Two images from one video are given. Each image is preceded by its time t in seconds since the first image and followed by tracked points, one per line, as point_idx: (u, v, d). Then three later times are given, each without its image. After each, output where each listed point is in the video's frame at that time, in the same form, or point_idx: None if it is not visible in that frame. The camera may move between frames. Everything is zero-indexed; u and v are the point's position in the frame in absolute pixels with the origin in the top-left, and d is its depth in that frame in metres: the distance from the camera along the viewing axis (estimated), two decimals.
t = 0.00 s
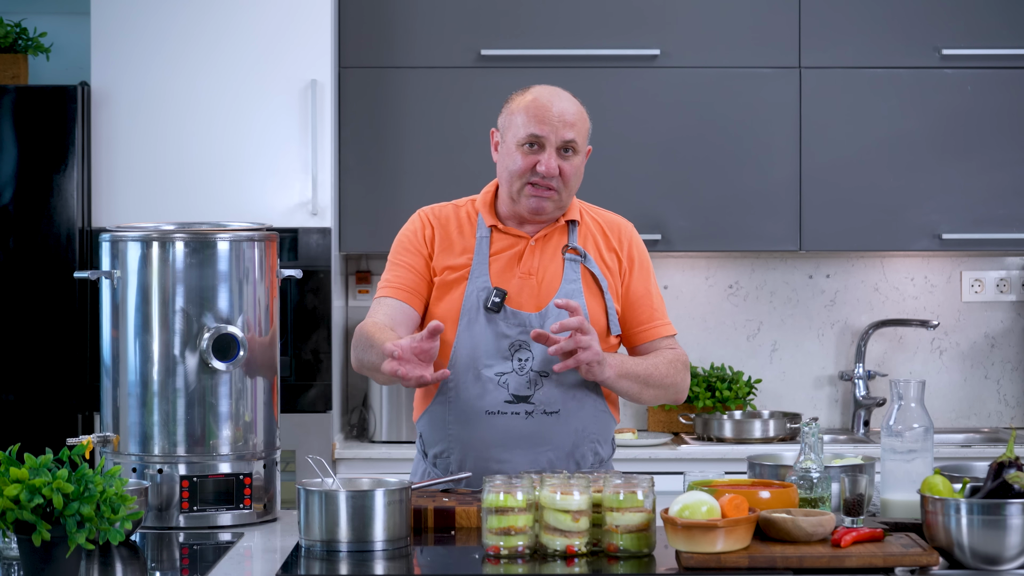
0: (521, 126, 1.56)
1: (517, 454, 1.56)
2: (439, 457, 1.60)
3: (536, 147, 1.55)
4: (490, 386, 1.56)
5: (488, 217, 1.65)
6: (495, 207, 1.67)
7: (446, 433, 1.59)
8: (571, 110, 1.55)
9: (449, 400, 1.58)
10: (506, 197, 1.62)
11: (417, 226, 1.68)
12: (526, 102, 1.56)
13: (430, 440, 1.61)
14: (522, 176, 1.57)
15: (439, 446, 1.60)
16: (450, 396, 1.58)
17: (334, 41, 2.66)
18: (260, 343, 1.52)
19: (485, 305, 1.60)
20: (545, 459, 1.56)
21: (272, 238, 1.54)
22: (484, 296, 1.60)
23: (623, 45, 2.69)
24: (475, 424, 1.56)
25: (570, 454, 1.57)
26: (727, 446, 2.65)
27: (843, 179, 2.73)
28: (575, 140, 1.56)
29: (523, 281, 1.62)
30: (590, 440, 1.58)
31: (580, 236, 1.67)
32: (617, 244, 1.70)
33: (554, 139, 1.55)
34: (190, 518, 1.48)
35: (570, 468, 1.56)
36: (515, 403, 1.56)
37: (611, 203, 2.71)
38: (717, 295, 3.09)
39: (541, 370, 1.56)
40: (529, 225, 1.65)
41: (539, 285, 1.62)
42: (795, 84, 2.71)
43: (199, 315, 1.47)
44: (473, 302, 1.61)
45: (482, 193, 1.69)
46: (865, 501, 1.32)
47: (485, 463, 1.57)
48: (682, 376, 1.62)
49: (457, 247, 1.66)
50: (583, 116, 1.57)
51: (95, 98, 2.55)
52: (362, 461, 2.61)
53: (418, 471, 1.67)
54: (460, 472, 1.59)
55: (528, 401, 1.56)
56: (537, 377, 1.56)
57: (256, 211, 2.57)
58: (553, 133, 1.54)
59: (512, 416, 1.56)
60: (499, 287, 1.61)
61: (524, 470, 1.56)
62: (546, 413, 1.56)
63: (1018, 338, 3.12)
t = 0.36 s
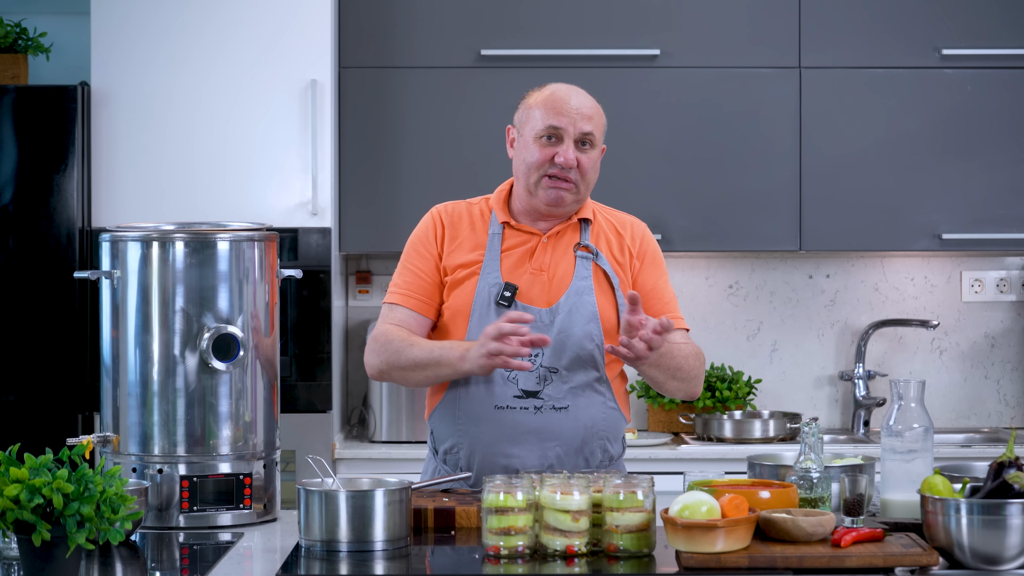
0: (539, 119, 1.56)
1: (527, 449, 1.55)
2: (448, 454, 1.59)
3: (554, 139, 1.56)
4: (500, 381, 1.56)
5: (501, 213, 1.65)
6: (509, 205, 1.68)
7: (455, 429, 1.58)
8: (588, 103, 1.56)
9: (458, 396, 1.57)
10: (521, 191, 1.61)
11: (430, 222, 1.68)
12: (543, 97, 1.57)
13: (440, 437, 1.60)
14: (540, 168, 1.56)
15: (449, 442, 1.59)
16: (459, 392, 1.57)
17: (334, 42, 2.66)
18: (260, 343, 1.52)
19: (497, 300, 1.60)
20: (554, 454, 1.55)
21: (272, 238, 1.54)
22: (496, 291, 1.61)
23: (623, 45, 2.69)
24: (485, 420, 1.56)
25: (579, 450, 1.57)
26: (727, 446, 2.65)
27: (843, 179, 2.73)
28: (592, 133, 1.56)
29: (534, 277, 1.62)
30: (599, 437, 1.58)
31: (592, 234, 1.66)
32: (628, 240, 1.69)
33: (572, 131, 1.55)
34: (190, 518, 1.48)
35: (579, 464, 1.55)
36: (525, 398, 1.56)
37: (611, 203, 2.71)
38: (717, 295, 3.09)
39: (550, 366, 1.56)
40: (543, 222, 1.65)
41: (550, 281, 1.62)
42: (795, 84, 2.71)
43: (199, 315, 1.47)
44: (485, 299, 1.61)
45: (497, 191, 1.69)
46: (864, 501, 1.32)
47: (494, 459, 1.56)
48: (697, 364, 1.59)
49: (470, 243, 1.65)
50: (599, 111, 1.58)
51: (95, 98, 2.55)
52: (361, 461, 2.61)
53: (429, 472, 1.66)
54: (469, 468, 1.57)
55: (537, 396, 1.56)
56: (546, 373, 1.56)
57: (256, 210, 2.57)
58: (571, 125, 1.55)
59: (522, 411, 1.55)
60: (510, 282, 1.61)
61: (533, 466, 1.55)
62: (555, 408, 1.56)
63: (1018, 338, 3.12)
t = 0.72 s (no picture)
0: (551, 123, 1.56)
1: (532, 448, 1.55)
2: (454, 452, 1.60)
3: (566, 143, 1.56)
4: (507, 379, 1.56)
5: (513, 213, 1.65)
6: (522, 205, 1.68)
7: (461, 426, 1.58)
8: (602, 107, 1.56)
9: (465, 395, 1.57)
10: (534, 193, 1.62)
11: (442, 220, 1.69)
12: (556, 101, 1.57)
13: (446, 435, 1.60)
14: (552, 171, 1.57)
15: (455, 440, 1.59)
16: (466, 390, 1.57)
17: (334, 42, 2.66)
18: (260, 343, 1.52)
19: (506, 299, 1.60)
20: (560, 454, 1.55)
21: (271, 238, 1.54)
22: (506, 291, 1.60)
23: (623, 45, 2.68)
24: (490, 418, 1.56)
25: (585, 449, 1.57)
26: (727, 446, 2.65)
27: (843, 179, 2.73)
28: (605, 137, 1.56)
29: (544, 276, 1.61)
30: (605, 436, 1.57)
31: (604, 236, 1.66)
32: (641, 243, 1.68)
33: (585, 135, 1.55)
34: (190, 518, 1.48)
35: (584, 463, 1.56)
36: (531, 397, 1.55)
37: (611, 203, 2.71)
38: (717, 295, 3.09)
39: (558, 364, 1.56)
40: (555, 222, 1.64)
41: (560, 281, 1.61)
42: (795, 84, 2.71)
43: (199, 315, 1.47)
44: (495, 298, 1.60)
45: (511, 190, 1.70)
46: (864, 501, 1.32)
47: (499, 457, 1.56)
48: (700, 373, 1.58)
49: (481, 242, 1.66)
50: (613, 114, 1.58)
51: (95, 98, 2.55)
52: (361, 461, 2.61)
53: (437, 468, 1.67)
54: (475, 466, 1.58)
55: (544, 394, 1.55)
56: (553, 371, 1.56)
57: (256, 210, 2.57)
58: (584, 128, 1.54)
59: (527, 409, 1.55)
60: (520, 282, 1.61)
61: (538, 464, 1.55)
62: (561, 407, 1.55)
63: (1018, 338, 3.12)
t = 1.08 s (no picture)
0: (548, 122, 1.56)
1: (539, 449, 1.55)
2: (462, 453, 1.60)
3: (563, 141, 1.56)
4: (513, 382, 1.56)
5: (516, 215, 1.65)
6: (525, 206, 1.68)
7: (469, 428, 1.58)
8: (598, 104, 1.56)
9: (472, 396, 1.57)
10: (535, 194, 1.62)
11: (445, 224, 1.70)
12: (552, 100, 1.57)
13: (455, 436, 1.61)
14: (551, 171, 1.57)
15: (462, 442, 1.60)
16: (472, 392, 1.57)
17: (333, 42, 2.66)
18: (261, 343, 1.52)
19: (510, 301, 1.59)
20: (566, 455, 1.55)
21: (271, 238, 1.54)
22: (510, 293, 1.60)
23: (623, 45, 2.69)
24: (498, 420, 1.56)
25: (592, 450, 1.56)
26: (727, 446, 2.65)
27: (843, 179, 2.73)
28: (602, 133, 1.56)
29: (548, 278, 1.61)
30: (613, 437, 1.57)
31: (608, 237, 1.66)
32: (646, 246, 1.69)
33: (581, 132, 1.55)
34: (190, 518, 1.48)
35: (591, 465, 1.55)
36: (538, 399, 1.55)
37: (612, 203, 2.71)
38: (717, 295, 3.09)
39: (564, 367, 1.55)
40: (558, 224, 1.65)
41: (564, 282, 1.61)
42: (795, 84, 2.71)
43: (199, 315, 1.47)
44: (499, 300, 1.60)
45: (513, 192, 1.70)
46: (864, 501, 1.32)
47: (506, 459, 1.56)
48: (708, 383, 1.58)
49: (484, 245, 1.67)
50: (609, 110, 1.57)
51: (95, 98, 2.55)
52: (362, 461, 2.61)
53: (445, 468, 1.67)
54: (482, 468, 1.58)
55: (550, 396, 1.55)
56: (560, 373, 1.55)
57: (256, 210, 2.57)
58: (580, 126, 1.55)
59: (534, 411, 1.55)
60: (525, 283, 1.61)
61: (545, 466, 1.55)
62: (568, 408, 1.55)
63: (1018, 338, 3.12)
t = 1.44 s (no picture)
0: (516, 125, 1.57)
1: (535, 452, 1.55)
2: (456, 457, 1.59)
3: (533, 142, 1.56)
4: (507, 385, 1.55)
5: (502, 217, 1.65)
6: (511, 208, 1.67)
7: (464, 431, 1.57)
8: (563, 99, 1.56)
9: (466, 401, 1.57)
10: (516, 197, 1.62)
11: (433, 229, 1.70)
12: (517, 103, 1.58)
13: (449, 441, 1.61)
14: (526, 172, 1.57)
15: (456, 447, 1.59)
16: (466, 397, 1.57)
17: (334, 42, 2.66)
18: (261, 344, 1.52)
19: (500, 305, 1.59)
20: (561, 457, 1.55)
21: (272, 238, 1.54)
22: (499, 297, 1.60)
23: (623, 45, 2.69)
24: (492, 424, 1.56)
25: (588, 452, 1.56)
26: (727, 446, 2.65)
27: (843, 179, 2.73)
28: (571, 127, 1.55)
29: (537, 279, 1.60)
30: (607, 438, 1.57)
31: (597, 235, 1.66)
32: (639, 244, 1.69)
33: (549, 130, 1.55)
34: (190, 518, 1.48)
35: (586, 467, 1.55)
36: (531, 402, 1.55)
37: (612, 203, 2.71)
38: (717, 295, 3.09)
39: (556, 369, 1.55)
40: (545, 224, 1.64)
41: (553, 283, 1.60)
42: (795, 84, 2.71)
43: (200, 315, 1.47)
44: (487, 305, 1.60)
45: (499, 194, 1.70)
46: (864, 501, 1.32)
47: (502, 463, 1.56)
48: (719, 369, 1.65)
49: (472, 249, 1.67)
50: (576, 104, 1.57)
51: (95, 98, 2.55)
52: (362, 461, 2.61)
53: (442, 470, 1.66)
54: (477, 472, 1.58)
55: (544, 399, 1.55)
56: (552, 376, 1.55)
57: (256, 211, 2.57)
58: (547, 123, 1.55)
59: (528, 414, 1.55)
60: (513, 286, 1.60)
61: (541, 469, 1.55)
62: (562, 411, 1.55)
63: (1018, 338, 3.12)
